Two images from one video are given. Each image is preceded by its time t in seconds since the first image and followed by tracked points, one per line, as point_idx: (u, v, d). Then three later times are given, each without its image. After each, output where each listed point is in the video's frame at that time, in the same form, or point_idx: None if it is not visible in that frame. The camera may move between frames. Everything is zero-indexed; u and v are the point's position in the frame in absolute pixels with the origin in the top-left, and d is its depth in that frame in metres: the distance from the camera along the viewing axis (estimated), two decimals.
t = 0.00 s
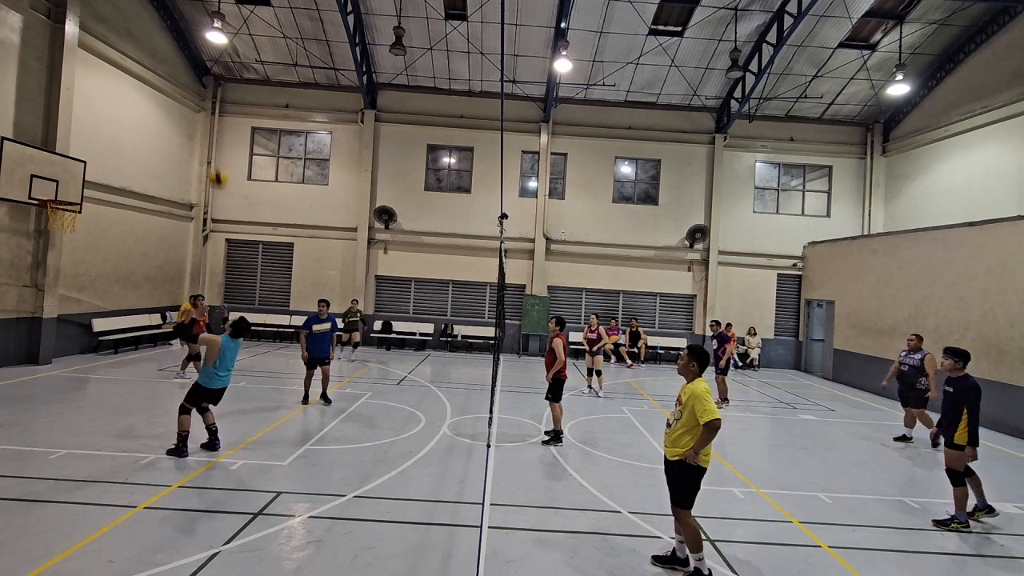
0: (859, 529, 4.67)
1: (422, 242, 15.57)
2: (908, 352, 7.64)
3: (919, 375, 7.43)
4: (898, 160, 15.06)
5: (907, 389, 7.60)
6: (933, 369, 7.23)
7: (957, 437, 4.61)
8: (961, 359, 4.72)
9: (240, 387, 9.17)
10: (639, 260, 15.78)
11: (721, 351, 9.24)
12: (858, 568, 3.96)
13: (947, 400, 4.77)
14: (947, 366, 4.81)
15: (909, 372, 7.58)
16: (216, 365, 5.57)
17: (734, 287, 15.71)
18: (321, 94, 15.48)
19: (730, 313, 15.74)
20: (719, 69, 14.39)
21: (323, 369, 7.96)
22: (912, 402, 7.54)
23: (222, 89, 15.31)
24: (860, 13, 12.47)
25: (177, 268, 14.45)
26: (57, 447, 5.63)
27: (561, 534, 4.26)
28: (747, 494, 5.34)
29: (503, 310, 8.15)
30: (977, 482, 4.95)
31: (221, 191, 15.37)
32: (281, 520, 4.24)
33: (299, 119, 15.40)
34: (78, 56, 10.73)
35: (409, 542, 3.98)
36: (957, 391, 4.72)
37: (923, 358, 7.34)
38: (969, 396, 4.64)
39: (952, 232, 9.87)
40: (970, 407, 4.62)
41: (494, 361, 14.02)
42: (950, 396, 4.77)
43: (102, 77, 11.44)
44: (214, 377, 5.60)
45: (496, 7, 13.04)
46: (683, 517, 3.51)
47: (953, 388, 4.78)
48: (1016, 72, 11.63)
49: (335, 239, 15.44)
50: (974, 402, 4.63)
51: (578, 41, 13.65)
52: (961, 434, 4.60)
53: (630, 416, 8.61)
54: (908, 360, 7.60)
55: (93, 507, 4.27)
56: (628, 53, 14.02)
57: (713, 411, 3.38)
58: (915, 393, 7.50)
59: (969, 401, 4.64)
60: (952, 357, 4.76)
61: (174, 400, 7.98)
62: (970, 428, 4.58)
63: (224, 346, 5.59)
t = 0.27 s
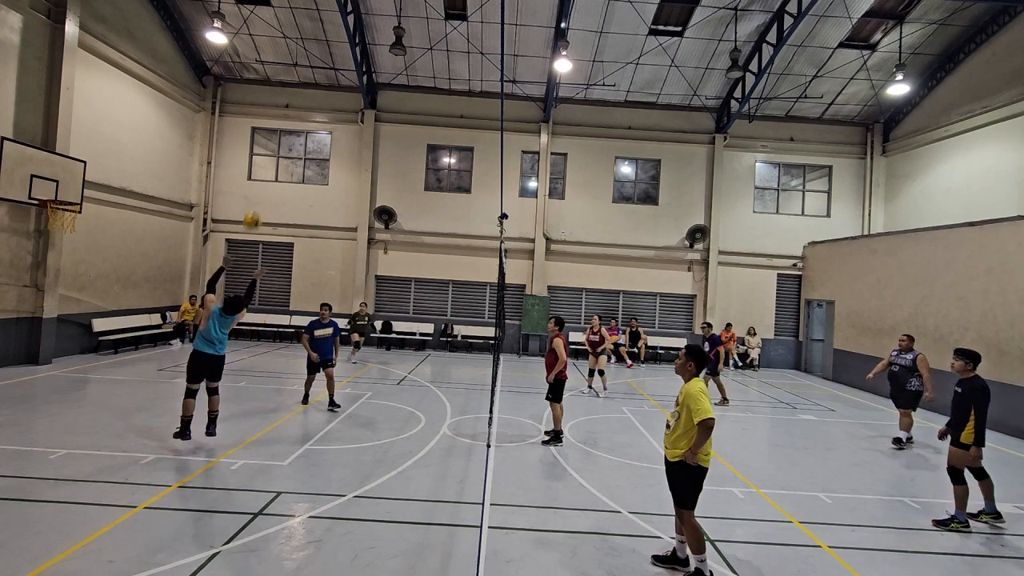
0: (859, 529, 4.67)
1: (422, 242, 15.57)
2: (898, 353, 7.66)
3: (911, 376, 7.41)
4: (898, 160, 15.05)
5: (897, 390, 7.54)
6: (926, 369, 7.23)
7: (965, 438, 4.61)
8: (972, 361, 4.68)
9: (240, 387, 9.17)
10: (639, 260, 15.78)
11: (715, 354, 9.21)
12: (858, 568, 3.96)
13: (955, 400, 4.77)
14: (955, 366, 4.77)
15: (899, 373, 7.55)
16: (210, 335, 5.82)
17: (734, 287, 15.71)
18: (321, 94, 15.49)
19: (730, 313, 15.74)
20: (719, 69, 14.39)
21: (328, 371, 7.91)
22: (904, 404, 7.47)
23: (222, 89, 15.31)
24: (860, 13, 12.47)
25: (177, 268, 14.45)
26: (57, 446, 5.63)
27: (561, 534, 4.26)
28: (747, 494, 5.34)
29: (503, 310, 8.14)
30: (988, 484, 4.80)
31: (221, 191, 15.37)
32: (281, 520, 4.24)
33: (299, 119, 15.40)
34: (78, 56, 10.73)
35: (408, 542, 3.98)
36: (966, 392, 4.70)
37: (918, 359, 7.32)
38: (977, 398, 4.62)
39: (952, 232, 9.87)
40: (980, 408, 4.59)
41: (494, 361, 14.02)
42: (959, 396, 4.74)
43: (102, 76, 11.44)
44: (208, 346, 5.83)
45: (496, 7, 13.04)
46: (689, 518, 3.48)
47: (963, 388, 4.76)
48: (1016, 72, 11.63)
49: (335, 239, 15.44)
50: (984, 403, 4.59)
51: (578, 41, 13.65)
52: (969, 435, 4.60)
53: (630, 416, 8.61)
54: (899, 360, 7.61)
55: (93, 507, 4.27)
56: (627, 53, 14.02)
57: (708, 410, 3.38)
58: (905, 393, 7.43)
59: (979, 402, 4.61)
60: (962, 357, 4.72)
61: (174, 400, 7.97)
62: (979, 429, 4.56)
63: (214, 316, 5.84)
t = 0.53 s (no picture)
0: (859, 529, 4.67)
1: (422, 242, 15.57)
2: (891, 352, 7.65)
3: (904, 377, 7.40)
4: (898, 160, 15.05)
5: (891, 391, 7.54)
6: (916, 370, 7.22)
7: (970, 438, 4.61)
8: (979, 362, 4.68)
9: (240, 387, 9.17)
10: (639, 260, 15.78)
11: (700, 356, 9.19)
12: (858, 568, 3.96)
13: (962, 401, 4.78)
14: (960, 367, 4.80)
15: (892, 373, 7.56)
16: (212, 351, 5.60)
17: (734, 287, 15.71)
18: (321, 94, 15.49)
19: (730, 313, 15.74)
20: (719, 69, 14.39)
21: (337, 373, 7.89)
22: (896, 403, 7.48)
23: (222, 89, 15.31)
24: (859, 13, 12.48)
25: (177, 268, 14.45)
26: (57, 446, 5.63)
27: (561, 534, 4.26)
28: (747, 494, 5.35)
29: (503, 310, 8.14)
30: (993, 487, 4.75)
31: (221, 191, 15.37)
32: (281, 520, 4.24)
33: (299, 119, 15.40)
34: (78, 56, 10.73)
35: (408, 542, 3.98)
36: (972, 394, 4.70)
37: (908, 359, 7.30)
38: (982, 398, 4.62)
39: (952, 232, 9.87)
40: (988, 409, 4.58)
41: (494, 361, 14.02)
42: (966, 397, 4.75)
43: (102, 76, 11.44)
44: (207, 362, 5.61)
45: (496, 7, 13.04)
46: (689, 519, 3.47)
47: (969, 390, 4.77)
48: (1016, 72, 11.63)
49: (335, 239, 15.44)
50: (991, 404, 4.58)
51: (578, 41, 13.65)
52: (974, 434, 4.59)
53: (630, 416, 8.61)
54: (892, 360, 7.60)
55: (94, 507, 4.28)
56: (627, 53, 14.02)
57: (703, 409, 3.39)
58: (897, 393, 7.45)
59: (986, 403, 4.60)
60: (967, 358, 4.74)
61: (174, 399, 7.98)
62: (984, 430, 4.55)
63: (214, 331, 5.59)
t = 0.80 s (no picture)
0: (859, 529, 4.67)
1: (422, 242, 15.57)
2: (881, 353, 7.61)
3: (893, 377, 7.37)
4: (898, 160, 15.06)
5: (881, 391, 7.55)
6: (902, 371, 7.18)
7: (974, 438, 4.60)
8: (978, 361, 4.70)
9: (240, 386, 9.17)
10: (639, 260, 15.78)
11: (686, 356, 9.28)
12: (858, 568, 3.96)
13: (964, 401, 4.78)
14: (959, 367, 4.80)
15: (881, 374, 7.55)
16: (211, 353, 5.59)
17: (734, 287, 15.71)
18: (321, 94, 15.48)
19: (731, 313, 15.73)
20: (719, 69, 14.39)
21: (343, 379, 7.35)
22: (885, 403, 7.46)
23: (222, 89, 15.31)
24: (859, 13, 12.48)
25: (177, 268, 14.45)
26: (57, 447, 5.63)
27: (561, 534, 4.25)
28: (747, 494, 5.34)
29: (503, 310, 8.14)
30: (995, 487, 4.76)
31: (221, 191, 15.36)
32: (281, 520, 4.23)
33: (299, 119, 15.40)
34: (78, 56, 10.73)
35: (408, 542, 3.98)
36: (973, 393, 4.71)
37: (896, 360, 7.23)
38: (984, 398, 4.62)
39: (952, 232, 9.87)
40: (990, 409, 4.58)
41: (494, 361, 14.02)
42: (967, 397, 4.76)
43: (102, 76, 11.44)
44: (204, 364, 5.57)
45: (496, 7, 13.04)
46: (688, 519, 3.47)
47: (969, 390, 4.78)
48: (1016, 72, 11.63)
49: (335, 239, 15.44)
50: (993, 403, 4.59)
51: (578, 41, 13.65)
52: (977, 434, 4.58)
53: (630, 416, 8.61)
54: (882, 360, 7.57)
55: (94, 507, 4.27)
56: (627, 54, 14.02)
57: (699, 408, 3.39)
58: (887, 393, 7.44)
59: (987, 402, 4.61)
60: (966, 357, 4.75)
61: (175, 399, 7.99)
62: (986, 429, 4.55)
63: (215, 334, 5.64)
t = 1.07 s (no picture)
0: (859, 529, 4.67)
1: (422, 242, 15.57)
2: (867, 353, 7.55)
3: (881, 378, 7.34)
4: (898, 160, 15.06)
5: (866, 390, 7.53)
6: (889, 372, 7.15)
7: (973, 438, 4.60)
8: (974, 361, 4.70)
9: (240, 387, 9.17)
10: (639, 260, 15.78)
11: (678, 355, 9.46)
12: (857, 568, 3.96)
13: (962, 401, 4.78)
14: (956, 367, 4.81)
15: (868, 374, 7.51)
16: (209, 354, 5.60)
17: (734, 287, 15.71)
18: (321, 94, 15.48)
19: (730, 313, 15.73)
20: (719, 69, 14.39)
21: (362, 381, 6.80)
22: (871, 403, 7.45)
23: (222, 89, 15.31)
24: (859, 13, 12.48)
25: (177, 268, 14.45)
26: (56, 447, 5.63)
27: (560, 534, 4.25)
28: (747, 494, 5.34)
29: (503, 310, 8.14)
30: (995, 487, 4.76)
31: (221, 191, 15.36)
32: (281, 520, 4.24)
33: (299, 119, 15.40)
34: (78, 56, 10.73)
35: (408, 542, 3.98)
36: (971, 393, 4.72)
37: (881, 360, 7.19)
38: (982, 397, 4.62)
39: (952, 232, 9.87)
40: (988, 408, 4.58)
41: (494, 361, 14.02)
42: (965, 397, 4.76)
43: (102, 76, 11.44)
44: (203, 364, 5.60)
45: (496, 8, 13.04)
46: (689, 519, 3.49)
47: (967, 389, 4.77)
48: (1016, 72, 11.63)
49: (334, 239, 15.44)
50: (990, 403, 4.59)
51: (578, 41, 13.65)
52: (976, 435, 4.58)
53: (630, 416, 8.61)
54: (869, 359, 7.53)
55: (94, 507, 4.27)
56: (627, 54, 14.02)
57: (701, 409, 3.39)
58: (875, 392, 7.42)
59: (985, 401, 4.61)
60: (962, 357, 4.75)
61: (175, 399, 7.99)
62: (985, 429, 4.55)
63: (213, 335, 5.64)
